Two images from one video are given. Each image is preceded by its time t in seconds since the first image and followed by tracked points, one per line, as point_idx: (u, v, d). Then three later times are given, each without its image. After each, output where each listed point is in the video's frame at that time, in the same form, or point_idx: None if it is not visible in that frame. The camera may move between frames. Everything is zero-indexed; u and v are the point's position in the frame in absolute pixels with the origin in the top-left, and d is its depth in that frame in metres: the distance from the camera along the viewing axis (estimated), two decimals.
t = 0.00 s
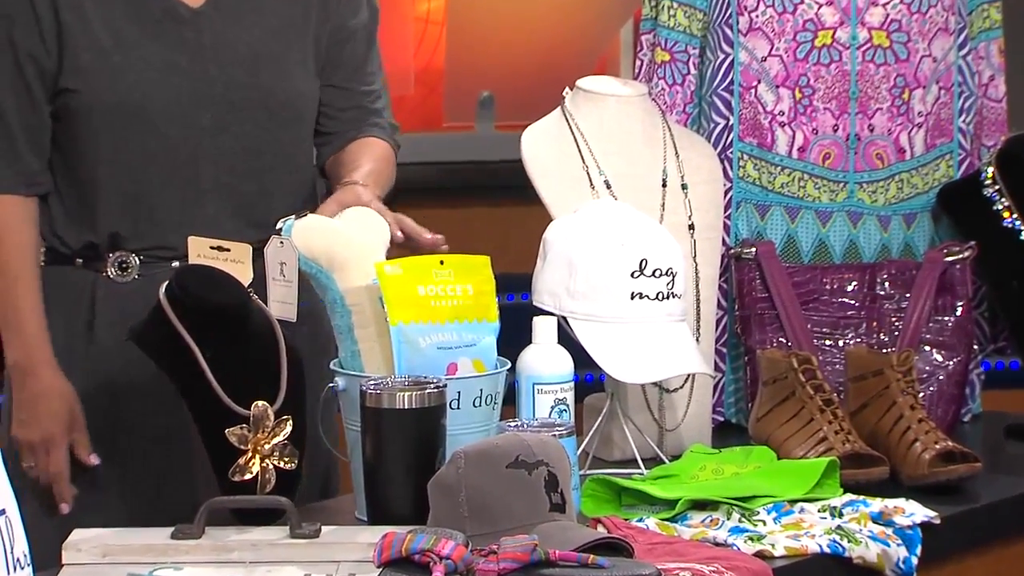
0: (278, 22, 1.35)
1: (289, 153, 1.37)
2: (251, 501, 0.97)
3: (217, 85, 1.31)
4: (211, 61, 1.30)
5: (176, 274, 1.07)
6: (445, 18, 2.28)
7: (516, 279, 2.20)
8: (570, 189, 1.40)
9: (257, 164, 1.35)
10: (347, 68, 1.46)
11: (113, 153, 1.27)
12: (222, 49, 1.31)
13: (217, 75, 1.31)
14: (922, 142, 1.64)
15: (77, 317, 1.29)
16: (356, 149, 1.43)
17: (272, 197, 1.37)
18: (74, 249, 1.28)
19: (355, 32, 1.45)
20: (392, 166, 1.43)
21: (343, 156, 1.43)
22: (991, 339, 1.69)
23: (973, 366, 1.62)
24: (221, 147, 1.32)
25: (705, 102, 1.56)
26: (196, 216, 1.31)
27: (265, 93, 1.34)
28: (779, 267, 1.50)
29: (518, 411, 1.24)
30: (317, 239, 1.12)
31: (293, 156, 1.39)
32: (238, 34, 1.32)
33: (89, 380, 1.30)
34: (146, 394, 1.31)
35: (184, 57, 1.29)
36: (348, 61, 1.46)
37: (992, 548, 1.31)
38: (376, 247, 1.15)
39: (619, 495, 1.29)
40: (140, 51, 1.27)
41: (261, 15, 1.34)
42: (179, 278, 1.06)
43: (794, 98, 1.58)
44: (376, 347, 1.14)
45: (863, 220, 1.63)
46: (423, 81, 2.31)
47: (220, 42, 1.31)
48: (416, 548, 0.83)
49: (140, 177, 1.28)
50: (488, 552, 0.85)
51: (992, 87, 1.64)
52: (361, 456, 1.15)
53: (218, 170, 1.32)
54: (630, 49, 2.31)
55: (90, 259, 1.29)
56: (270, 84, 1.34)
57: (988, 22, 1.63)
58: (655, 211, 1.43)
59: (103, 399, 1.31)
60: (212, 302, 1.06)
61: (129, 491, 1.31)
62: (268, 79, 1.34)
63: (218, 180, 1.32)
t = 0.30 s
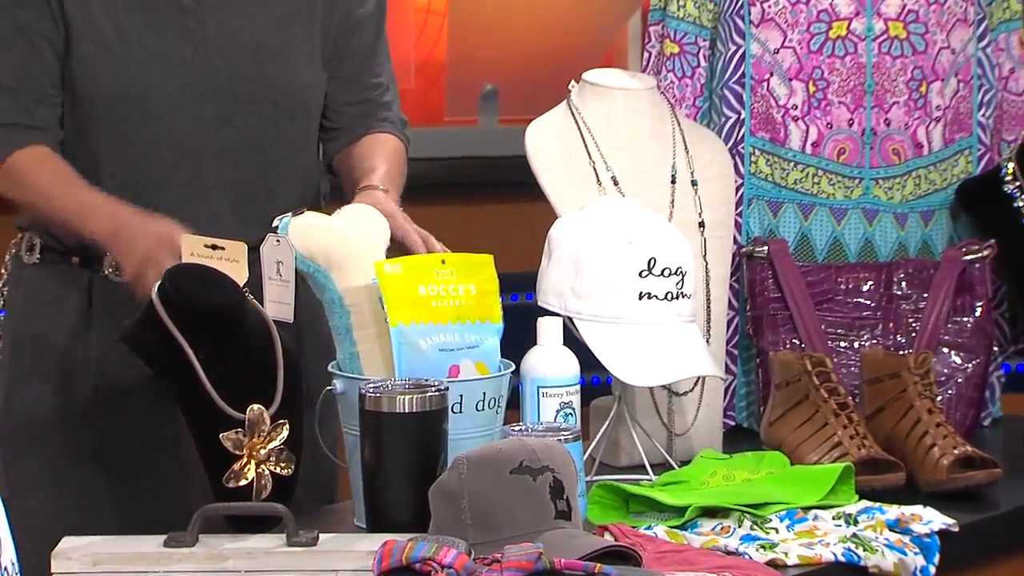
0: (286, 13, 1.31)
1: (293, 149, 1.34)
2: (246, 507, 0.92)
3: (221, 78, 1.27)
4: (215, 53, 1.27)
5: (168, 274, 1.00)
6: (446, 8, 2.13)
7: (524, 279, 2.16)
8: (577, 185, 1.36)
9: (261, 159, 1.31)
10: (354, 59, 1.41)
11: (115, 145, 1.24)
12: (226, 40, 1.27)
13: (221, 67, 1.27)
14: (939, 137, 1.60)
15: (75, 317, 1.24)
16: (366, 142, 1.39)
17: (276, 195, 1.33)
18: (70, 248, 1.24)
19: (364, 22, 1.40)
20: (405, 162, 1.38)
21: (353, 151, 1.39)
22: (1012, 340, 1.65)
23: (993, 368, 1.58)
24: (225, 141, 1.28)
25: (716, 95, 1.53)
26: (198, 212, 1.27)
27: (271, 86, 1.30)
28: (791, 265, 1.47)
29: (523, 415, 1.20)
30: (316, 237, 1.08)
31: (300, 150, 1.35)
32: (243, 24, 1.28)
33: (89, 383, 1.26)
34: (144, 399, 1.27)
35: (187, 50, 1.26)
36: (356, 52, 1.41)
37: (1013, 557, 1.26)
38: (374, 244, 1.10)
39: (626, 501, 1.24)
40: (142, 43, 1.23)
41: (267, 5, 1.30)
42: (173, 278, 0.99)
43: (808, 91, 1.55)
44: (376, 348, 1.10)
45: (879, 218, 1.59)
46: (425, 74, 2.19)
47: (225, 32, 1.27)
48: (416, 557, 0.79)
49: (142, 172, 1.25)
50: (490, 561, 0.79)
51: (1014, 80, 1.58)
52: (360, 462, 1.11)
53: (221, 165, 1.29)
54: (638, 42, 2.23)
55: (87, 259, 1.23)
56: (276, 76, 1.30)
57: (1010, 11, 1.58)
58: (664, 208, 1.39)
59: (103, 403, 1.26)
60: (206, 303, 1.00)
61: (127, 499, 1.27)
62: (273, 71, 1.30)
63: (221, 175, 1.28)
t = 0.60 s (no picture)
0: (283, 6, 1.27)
1: (290, 147, 1.30)
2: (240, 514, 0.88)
3: (215, 75, 1.23)
4: (209, 49, 1.23)
5: (161, 274, 0.98)
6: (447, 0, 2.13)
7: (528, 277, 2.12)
8: (582, 182, 1.32)
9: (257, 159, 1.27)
10: (355, 36, 1.35)
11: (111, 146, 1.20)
12: (221, 35, 1.23)
13: (215, 64, 1.23)
14: (956, 132, 1.58)
15: (65, 321, 1.20)
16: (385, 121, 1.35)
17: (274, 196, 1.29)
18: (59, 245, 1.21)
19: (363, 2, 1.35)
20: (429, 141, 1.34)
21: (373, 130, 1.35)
22: None
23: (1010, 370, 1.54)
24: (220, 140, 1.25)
25: (725, 89, 1.49)
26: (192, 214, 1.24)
27: (267, 82, 1.26)
28: (803, 263, 1.44)
29: (526, 419, 1.16)
30: (313, 237, 1.03)
31: (296, 148, 1.30)
32: (238, 17, 1.24)
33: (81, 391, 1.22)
34: (137, 406, 1.23)
35: (181, 46, 1.21)
36: (355, 40, 1.35)
37: None
38: (373, 244, 1.07)
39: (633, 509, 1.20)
40: (135, 40, 1.20)
41: None
42: (165, 277, 0.97)
43: (820, 85, 1.52)
44: (375, 350, 1.06)
45: (893, 215, 1.56)
46: (425, 67, 2.18)
47: (219, 27, 1.23)
48: (416, 566, 0.74)
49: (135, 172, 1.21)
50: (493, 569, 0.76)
51: None
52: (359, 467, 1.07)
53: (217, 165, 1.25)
54: (644, 33, 2.19)
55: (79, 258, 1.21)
56: (272, 73, 1.26)
57: None
58: (672, 204, 1.37)
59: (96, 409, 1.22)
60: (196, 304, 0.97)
61: (120, 510, 1.23)
62: (269, 67, 1.26)
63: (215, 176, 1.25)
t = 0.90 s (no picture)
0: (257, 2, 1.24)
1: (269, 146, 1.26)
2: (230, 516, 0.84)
3: (189, 72, 1.19)
4: (183, 46, 1.18)
5: (152, 269, 0.90)
6: None
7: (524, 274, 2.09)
8: (583, 175, 1.29)
9: (235, 158, 1.23)
10: (341, 27, 1.32)
11: (78, 147, 1.14)
12: (195, 31, 1.19)
13: (190, 61, 1.19)
14: (970, 123, 1.55)
15: (33, 331, 1.16)
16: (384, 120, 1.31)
17: (248, 196, 1.25)
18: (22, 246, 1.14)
19: None
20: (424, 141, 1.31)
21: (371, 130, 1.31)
22: None
23: None
24: (195, 140, 1.20)
25: (732, 79, 1.46)
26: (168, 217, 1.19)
27: (242, 80, 1.22)
28: (811, 257, 1.41)
29: (527, 419, 1.12)
30: (307, 231, 1.00)
31: (274, 147, 1.27)
32: (214, 13, 1.20)
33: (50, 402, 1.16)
34: (110, 415, 1.18)
35: (153, 44, 1.17)
36: (335, 36, 1.32)
37: None
38: (369, 237, 1.03)
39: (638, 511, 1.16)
40: (104, 36, 1.14)
41: None
42: (155, 272, 0.89)
43: (830, 74, 1.50)
44: (369, 346, 1.02)
45: (905, 209, 1.53)
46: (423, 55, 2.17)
47: (193, 22, 1.19)
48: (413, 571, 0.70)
49: (107, 175, 1.16)
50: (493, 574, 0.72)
51: None
52: (354, 470, 1.03)
53: (194, 166, 1.20)
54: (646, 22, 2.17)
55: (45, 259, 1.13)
56: (249, 70, 1.22)
57: None
58: (678, 198, 1.33)
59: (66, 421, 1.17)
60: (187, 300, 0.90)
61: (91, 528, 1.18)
62: (246, 65, 1.22)
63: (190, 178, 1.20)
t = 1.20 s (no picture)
0: None
1: (263, 143, 1.21)
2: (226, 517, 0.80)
3: (181, 67, 1.13)
4: (174, 39, 1.13)
5: (143, 264, 0.86)
6: None
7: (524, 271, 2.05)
8: (588, 168, 1.26)
9: (228, 157, 1.17)
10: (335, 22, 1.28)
11: (63, 143, 1.09)
12: (187, 24, 1.14)
13: (181, 55, 1.13)
14: (984, 113, 1.52)
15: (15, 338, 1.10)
16: (378, 118, 1.28)
17: (243, 193, 1.20)
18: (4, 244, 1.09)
19: None
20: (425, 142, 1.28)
21: (366, 127, 1.29)
22: None
23: None
24: (187, 137, 1.14)
25: (739, 68, 1.46)
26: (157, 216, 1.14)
27: (237, 75, 1.17)
28: (820, 253, 1.40)
29: (529, 418, 1.08)
30: (303, 224, 0.97)
31: (268, 144, 1.21)
32: (206, 5, 1.15)
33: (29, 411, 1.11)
34: (97, 423, 1.13)
35: (142, 38, 1.11)
36: (330, 30, 1.28)
37: None
38: (366, 232, 0.99)
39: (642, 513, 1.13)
40: (92, 28, 1.09)
41: None
42: (147, 268, 0.86)
43: (840, 64, 1.49)
44: (366, 345, 0.98)
45: (917, 202, 1.51)
46: (422, 45, 2.16)
47: (184, 14, 1.13)
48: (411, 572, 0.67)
49: (94, 173, 1.10)
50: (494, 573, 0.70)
51: None
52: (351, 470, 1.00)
53: (183, 164, 1.15)
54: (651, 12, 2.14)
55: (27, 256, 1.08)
56: (243, 64, 1.17)
57: None
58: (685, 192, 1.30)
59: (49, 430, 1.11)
60: (182, 297, 0.86)
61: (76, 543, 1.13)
62: (240, 58, 1.17)
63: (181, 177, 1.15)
